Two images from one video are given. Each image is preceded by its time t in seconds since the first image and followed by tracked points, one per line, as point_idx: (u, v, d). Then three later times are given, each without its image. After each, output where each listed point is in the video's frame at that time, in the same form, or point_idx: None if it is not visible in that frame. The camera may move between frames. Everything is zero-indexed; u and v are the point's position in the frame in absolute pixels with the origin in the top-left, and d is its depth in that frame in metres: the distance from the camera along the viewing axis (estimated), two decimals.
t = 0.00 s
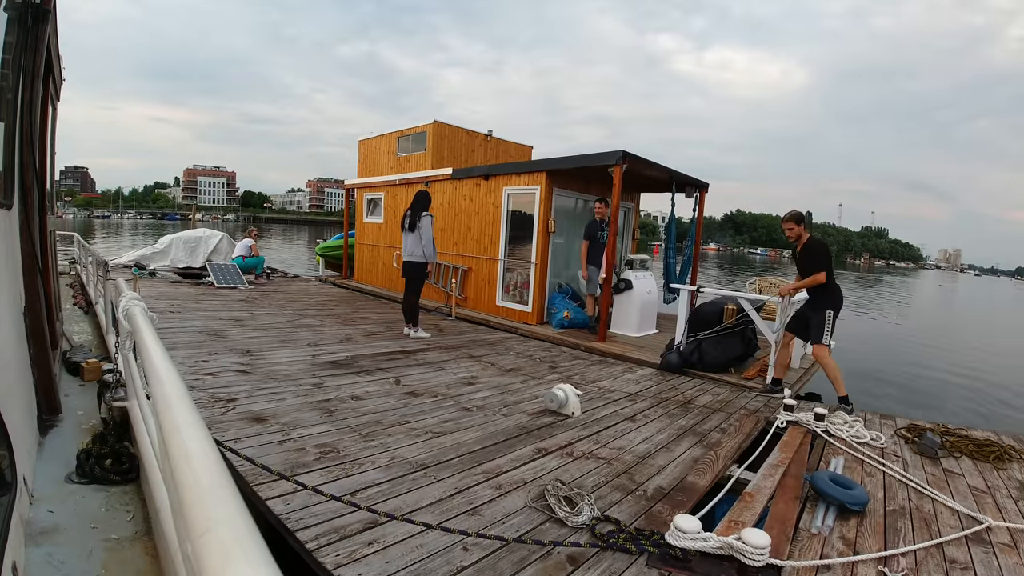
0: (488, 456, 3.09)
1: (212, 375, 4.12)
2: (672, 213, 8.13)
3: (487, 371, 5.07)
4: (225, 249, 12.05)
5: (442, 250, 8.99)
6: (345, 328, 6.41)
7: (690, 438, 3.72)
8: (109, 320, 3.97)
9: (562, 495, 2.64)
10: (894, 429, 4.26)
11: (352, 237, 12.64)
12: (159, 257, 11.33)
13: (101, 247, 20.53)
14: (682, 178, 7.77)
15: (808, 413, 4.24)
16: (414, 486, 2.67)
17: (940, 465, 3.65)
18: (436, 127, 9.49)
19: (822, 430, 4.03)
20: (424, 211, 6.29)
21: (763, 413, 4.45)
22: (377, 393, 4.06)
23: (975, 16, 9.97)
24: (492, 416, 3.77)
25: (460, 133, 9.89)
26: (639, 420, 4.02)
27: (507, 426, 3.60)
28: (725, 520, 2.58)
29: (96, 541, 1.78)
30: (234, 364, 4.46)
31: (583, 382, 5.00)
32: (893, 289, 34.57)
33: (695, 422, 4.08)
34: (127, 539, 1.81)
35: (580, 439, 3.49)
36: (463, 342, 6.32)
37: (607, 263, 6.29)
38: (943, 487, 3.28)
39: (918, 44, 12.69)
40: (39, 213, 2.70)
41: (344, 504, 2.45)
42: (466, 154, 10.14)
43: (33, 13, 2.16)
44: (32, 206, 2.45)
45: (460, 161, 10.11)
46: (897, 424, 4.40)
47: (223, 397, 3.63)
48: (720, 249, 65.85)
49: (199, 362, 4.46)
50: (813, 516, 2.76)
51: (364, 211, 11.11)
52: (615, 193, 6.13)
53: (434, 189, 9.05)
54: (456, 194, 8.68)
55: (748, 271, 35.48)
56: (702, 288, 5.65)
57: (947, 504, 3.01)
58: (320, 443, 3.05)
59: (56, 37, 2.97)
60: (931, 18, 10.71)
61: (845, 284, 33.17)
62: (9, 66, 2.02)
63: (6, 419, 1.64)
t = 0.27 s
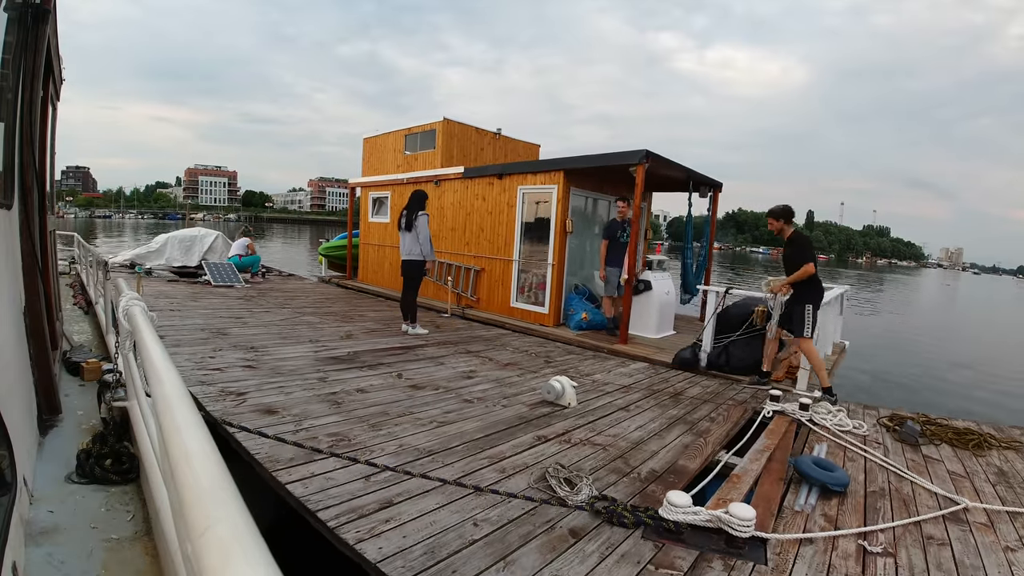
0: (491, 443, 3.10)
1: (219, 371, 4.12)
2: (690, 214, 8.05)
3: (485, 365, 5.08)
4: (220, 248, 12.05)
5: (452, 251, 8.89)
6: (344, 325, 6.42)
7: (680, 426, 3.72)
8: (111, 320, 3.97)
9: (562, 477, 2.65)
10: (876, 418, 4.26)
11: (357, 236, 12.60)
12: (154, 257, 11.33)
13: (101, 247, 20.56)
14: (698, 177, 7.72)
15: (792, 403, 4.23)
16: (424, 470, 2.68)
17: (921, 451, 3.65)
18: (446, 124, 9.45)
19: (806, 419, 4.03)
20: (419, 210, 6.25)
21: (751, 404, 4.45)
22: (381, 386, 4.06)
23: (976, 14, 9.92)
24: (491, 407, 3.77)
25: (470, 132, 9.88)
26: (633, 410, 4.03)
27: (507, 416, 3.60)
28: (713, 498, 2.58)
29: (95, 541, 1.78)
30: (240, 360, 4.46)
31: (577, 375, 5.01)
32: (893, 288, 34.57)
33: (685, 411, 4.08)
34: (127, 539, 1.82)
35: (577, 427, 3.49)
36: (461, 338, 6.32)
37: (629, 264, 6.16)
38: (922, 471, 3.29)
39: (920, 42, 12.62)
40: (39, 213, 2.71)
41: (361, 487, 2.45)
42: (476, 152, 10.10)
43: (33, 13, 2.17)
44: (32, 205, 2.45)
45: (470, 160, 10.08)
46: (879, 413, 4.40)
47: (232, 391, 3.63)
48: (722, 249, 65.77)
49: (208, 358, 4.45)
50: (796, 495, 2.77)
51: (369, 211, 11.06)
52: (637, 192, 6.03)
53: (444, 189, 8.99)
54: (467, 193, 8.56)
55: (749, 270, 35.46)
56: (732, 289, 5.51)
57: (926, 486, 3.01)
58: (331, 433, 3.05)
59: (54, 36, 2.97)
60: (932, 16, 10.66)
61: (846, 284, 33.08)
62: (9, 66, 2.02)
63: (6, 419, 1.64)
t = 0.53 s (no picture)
0: (491, 439, 3.10)
1: (219, 370, 4.13)
2: (708, 213, 8.06)
3: (484, 363, 5.08)
4: (217, 246, 12.10)
5: (465, 251, 8.86)
6: (343, 324, 6.43)
7: (676, 422, 3.71)
8: (110, 319, 3.98)
9: (560, 472, 2.65)
10: (870, 414, 4.24)
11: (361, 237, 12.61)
12: (151, 257, 11.36)
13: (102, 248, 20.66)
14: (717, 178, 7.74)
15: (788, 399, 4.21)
16: (426, 467, 2.68)
17: (914, 446, 3.62)
18: (458, 122, 9.38)
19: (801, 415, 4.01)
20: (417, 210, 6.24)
21: (746, 400, 4.44)
22: (380, 385, 4.07)
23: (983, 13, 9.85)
24: (490, 405, 3.77)
25: (481, 131, 9.83)
26: (630, 407, 4.01)
27: (505, 414, 3.59)
28: (709, 493, 2.56)
29: (96, 541, 1.79)
30: (240, 360, 4.47)
31: (574, 372, 5.00)
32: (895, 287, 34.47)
33: (682, 408, 4.06)
34: (127, 539, 1.82)
35: (574, 424, 3.48)
36: (460, 336, 6.32)
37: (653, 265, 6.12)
38: (916, 466, 3.27)
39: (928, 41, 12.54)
40: (39, 214, 2.72)
41: (362, 483, 2.44)
42: (486, 151, 10.04)
43: (33, 13, 2.17)
44: (32, 205, 2.46)
45: (481, 158, 10.00)
46: (873, 409, 4.37)
47: (233, 391, 3.63)
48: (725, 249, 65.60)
49: (207, 358, 4.46)
50: (791, 490, 2.75)
51: (376, 211, 11.09)
52: (662, 191, 6.01)
53: (457, 188, 9.00)
54: (481, 192, 8.57)
55: (751, 270, 35.39)
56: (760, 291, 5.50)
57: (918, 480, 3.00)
58: (332, 431, 3.04)
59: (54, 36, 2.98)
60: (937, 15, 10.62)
61: (849, 283, 32.97)
62: (9, 66, 2.03)
63: (6, 420, 1.64)
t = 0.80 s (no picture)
0: (490, 450, 3.09)
1: (217, 374, 4.15)
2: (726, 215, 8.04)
3: (487, 368, 5.07)
4: (223, 248, 12.18)
5: (475, 254, 8.88)
6: (345, 327, 6.45)
7: (684, 432, 3.69)
8: (109, 320, 4.00)
9: (561, 486, 2.64)
10: (884, 424, 4.20)
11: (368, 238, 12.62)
12: (158, 257, 11.45)
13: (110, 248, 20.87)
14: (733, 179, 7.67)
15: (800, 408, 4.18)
16: (421, 478, 2.67)
17: (929, 458, 3.59)
18: (469, 123, 9.41)
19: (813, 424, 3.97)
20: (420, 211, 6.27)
21: (756, 409, 4.41)
22: (380, 390, 4.07)
23: (993, 15, 9.77)
24: (491, 412, 3.76)
25: (492, 131, 9.88)
26: (636, 415, 4.00)
27: (507, 422, 3.59)
28: (716, 508, 2.55)
29: (96, 541, 1.79)
30: (239, 363, 4.48)
31: (580, 378, 4.98)
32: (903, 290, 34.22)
33: (689, 417, 4.04)
34: (127, 539, 1.83)
35: (577, 434, 3.47)
36: (463, 340, 6.32)
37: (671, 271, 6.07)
38: (930, 480, 3.23)
39: (940, 43, 12.43)
40: (39, 214, 2.74)
41: (354, 496, 2.45)
42: (498, 152, 10.08)
43: (33, 12, 2.19)
44: (32, 206, 2.48)
45: (492, 159, 10.05)
46: (887, 419, 4.34)
47: (229, 395, 3.65)
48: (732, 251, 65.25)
49: (204, 361, 4.49)
50: (802, 506, 2.73)
51: (385, 212, 11.11)
52: (680, 194, 5.96)
53: (467, 190, 8.99)
54: (492, 194, 8.57)
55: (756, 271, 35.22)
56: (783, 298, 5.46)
57: (934, 495, 2.97)
58: (326, 439, 3.04)
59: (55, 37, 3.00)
60: (947, 17, 10.53)
61: (856, 286, 32.76)
62: (9, 67, 2.04)
63: (6, 420, 1.65)
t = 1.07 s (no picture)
0: (499, 463, 3.08)
1: (217, 378, 4.15)
2: (734, 213, 8.01)
3: (497, 372, 5.06)
4: (236, 248, 12.23)
5: (477, 251, 8.88)
6: (354, 328, 6.45)
7: (706, 443, 3.67)
8: (109, 319, 4.02)
9: (574, 506, 2.62)
10: (911, 433, 4.16)
11: (372, 238, 12.64)
12: (170, 257, 11.52)
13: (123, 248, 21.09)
14: (739, 176, 7.65)
15: (825, 418, 4.15)
16: (421, 494, 2.66)
17: (959, 470, 3.56)
18: (473, 120, 9.42)
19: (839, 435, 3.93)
20: (430, 210, 6.26)
21: (779, 417, 4.38)
22: (384, 396, 4.07)
23: (1004, 14, 9.71)
24: (501, 421, 3.76)
25: (496, 129, 9.90)
26: (653, 424, 3.98)
27: (517, 431, 3.58)
28: (742, 530, 2.54)
29: (96, 541, 1.80)
30: (242, 367, 4.49)
31: (594, 384, 4.95)
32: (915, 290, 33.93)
33: (710, 426, 4.02)
34: (127, 539, 1.83)
35: (591, 445, 3.47)
36: (474, 342, 6.31)
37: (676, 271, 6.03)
38: (962, 494, 3.20)
39: (951, 43, 12.35)
40: (39, 214, 2.75)
41: (351, 515, 2.43)
42: (501, 149, 10.08)
43: (32, 12, 2.20)
44: (31, 205, 2.49)
45: (495, 156, 10.02)
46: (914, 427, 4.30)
47: (228, 402, 3.66)
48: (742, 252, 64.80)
49: (207, 364, 4.50)
50: (832, 526, 2.71)
51: (389, 211, 11.12)
52: (686, 191, 5.94)
53: (471, 187, 8.99)
54: (495, 192, 8.56)
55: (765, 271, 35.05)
56: (793, 296, 5.41)
57: (966, 512, 2.94)
58: (323, 450, 3.04)
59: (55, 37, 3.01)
60: (960, 15, 10.42)
61: (867, 285, 32.52)
62: (9, 66, 2.05)
63: (6, 419, 1.66)
